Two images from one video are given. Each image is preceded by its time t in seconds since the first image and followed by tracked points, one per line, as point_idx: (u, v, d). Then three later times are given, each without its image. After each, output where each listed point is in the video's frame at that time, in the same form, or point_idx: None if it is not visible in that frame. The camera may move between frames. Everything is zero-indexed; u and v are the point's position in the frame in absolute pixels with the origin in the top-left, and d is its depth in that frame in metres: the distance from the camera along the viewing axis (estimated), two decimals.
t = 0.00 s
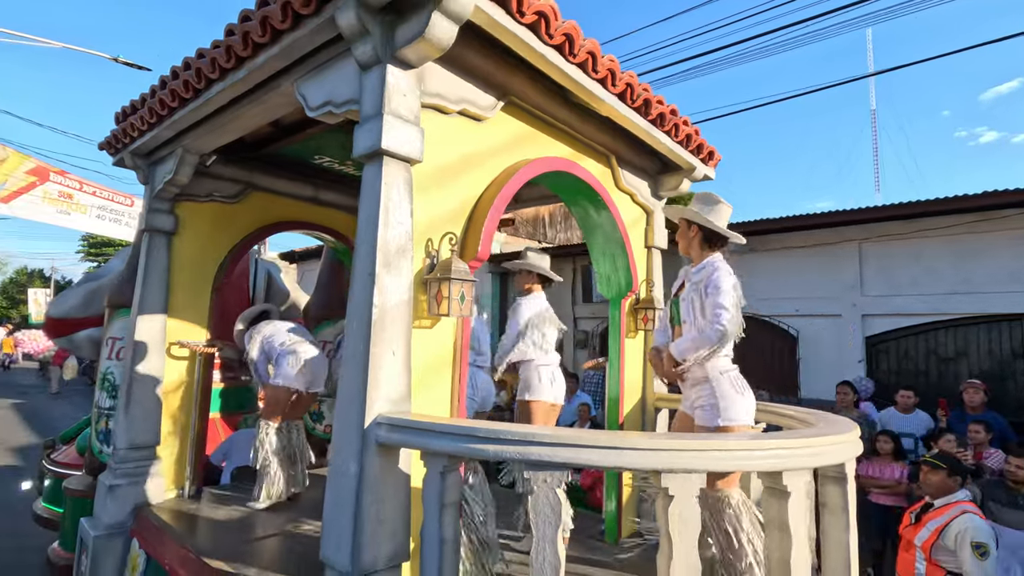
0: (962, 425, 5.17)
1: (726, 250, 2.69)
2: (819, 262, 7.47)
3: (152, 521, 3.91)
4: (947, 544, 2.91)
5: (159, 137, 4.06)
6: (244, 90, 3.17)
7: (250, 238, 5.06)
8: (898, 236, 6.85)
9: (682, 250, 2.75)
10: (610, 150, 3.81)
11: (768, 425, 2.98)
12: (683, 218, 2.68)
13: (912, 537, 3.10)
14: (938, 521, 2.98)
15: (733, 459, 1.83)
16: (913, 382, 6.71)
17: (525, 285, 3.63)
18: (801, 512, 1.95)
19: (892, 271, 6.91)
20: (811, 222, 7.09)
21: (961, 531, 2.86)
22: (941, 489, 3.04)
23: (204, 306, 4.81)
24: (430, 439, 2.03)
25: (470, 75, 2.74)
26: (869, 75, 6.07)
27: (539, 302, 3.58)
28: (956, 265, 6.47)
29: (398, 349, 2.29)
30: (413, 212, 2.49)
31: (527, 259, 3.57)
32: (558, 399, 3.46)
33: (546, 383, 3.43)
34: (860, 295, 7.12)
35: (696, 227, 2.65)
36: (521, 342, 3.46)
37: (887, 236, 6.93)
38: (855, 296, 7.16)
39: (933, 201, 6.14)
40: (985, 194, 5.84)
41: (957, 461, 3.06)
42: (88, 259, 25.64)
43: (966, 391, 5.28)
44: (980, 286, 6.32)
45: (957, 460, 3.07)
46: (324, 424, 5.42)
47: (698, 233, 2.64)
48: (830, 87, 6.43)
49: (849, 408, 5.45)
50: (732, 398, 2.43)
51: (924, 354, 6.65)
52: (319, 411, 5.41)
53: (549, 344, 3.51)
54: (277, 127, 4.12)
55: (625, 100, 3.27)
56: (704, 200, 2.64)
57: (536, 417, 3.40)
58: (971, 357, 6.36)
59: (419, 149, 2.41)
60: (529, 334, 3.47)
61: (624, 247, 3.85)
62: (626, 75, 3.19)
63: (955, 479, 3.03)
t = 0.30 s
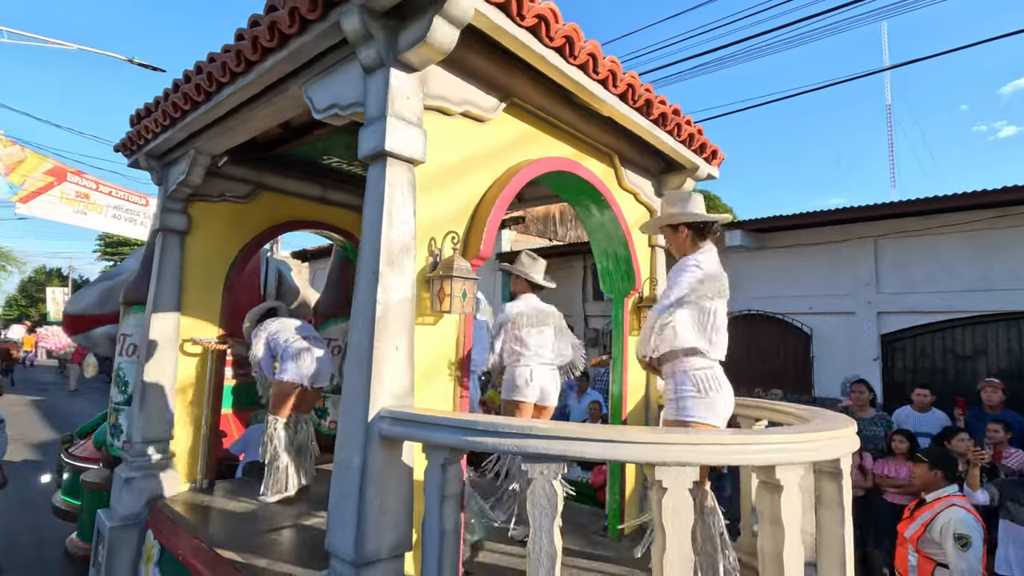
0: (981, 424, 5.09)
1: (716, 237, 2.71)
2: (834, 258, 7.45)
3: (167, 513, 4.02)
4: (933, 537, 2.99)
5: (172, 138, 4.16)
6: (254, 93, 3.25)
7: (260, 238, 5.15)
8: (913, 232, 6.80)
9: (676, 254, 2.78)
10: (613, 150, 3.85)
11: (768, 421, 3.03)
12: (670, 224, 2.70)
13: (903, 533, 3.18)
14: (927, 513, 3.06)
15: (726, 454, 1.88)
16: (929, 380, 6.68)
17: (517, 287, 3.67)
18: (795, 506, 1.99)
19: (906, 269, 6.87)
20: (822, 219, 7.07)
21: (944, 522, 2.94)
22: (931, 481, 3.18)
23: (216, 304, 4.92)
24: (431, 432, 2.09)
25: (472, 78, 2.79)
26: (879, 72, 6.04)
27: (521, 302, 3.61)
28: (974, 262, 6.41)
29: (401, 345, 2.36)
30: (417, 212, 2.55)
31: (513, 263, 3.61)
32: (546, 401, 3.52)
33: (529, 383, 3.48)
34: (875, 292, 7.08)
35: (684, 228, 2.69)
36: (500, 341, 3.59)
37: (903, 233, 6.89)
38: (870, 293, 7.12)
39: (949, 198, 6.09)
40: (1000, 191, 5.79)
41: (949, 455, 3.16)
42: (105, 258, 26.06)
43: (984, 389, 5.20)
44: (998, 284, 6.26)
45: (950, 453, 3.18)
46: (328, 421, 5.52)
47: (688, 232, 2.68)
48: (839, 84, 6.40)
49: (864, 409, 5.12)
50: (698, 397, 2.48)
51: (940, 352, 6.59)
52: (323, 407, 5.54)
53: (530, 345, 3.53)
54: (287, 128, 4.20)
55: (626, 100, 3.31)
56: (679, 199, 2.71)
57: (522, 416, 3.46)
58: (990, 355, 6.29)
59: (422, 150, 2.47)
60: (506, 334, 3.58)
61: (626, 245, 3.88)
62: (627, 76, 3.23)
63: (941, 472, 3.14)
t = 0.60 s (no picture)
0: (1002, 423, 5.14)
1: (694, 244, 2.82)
2: (849, 255, 7.41)
3: (181, 504, 4.13)
4: (925, 531, 3.04)
5: (185, 140, 4.27)
6: (264, 95, 3.34)
7: (270, 238, 5.25)
8: (933, 229, 6.73)
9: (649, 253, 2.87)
10: (615, 149, 3.89)
11: (771, 417, 3.12)
12: (647, 222, 2.79)
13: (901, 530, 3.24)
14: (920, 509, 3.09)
15: (719, 446, 1.92)
16: (947, 378, 6.63)
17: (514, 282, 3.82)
18: (788, 498, 2.03)
19: (923, 266, 6.82)
20: (832, 217, 7.05)
21: (935, 517, 2.99)
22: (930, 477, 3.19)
23: (227, 302, 5.02)
24: (432, 424, 2.16)
25: (475, 79, 2.85)
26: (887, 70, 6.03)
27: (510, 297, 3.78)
28: (993, 259, 6.34)
29: (404, 340, 2.43)
30: (419, 210, 2.62)
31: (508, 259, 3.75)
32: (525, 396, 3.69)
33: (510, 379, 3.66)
34: (890, 290, 7.05)
35: (662, 229, 2.77)
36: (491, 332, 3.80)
37: (921, 229, 6.82)
38: (885, 291, 7.09)
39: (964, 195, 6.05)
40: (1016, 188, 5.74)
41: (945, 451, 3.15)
42: (120, 257, 26.48)
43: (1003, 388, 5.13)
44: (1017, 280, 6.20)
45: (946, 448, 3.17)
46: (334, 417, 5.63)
47: (665, 234, 2.76)
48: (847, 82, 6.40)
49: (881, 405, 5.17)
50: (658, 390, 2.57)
51: (959, 350, 6.54)
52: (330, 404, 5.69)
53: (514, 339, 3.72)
54: (298, 129, 4.29)
55: (627, 100, 3.35)
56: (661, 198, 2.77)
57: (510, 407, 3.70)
58: (1010, 352, 6.23)
59: (424, 150, 2.54)
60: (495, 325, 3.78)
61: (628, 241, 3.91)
62: (628, 76, 3.27)
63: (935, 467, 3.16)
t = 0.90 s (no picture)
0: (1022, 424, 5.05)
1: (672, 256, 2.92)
2: (863, 252, 7.35)
3: (191, 500, 4.21)
4: (915, 531, 2.98)
5: (193, 141, 4.34)
6: (267, 97, 3.39)
7: (277, 237, 5.32)
8: (953, 225, 6.64)
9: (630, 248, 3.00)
10: (617, 146, 3.89)
11: (772, 414, 3.12)
12: (632, 222, 2.90)
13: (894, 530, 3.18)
14: (912, 509, 3.04)
15: (712, 444, 1.93)
16: (966, 377, 6.54)
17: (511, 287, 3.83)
18: (780, 495, 2.04)
19: (941, 263, 6.74)
20: (842, 211, 6.99)
21: (923, 517, 2.93)
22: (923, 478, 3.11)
23: (236, 300, 5.10)
24: (429, 422, 2.19)
25: (472, 79, 2.87)
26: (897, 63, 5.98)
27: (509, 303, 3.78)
28: (1012, 256, 6.25)
29: (402, 338, 2.46)
30: (417, 211, 2.64)
31: (505, 264, 3.76)
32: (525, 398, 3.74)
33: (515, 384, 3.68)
34: (907, 288, 6.98)
35: (644, 232, 2.88)
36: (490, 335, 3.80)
37: (940, 226, 6.74)
38: (902, 289, 7.03)
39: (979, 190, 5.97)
40: None
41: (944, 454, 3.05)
42: (136, 256, 26.89)
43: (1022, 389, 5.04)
44: None
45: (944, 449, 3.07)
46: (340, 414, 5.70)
47: (646, 237, 2.87)
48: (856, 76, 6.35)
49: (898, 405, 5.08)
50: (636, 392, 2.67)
51: (978, 349, 6.45)
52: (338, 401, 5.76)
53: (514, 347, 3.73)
54: (303, 129, 4.33)
55: (627, 98, 3.35)
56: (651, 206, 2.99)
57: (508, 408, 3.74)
58: None
59: (421, 151, 2.56)
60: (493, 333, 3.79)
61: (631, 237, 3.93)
62: (627, 74, 3.27)
63: (929, 467, 3.08)
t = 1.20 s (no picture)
0: None
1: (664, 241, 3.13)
2: (876, 250, 7.33)
3: (206, 492, 4.32)
4: (904, 528, 2.99)
5: (207, 143, 4.44)
6: (279, 100, 3.48)
7: (288, 237, 5.43)
8: (971, 223, 6.57)
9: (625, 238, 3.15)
10: (621, 147, 3.94)
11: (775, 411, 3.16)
12: (630, 212, 3.05)
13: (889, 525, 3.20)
14: (905, 507, 3.04)
15: (709, 437, 1.98)
16: (984, 376, 6.47)
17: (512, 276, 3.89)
18: (777, 488, 2.08)
19: (958, 260, 6.68)
20: (852, 209, 6.97)
21: (913, 514, 2.93)
22: (919, 475, 3.11)
23: (249, 298, 5.21)
24: (434, 414, 2.26)
25: (478, 81, 2.93)
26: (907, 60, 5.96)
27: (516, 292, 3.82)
28: None
29: (409, 334, 2.53)
30: (424, 210, 2.72)
31: (503, 255, 3.84)
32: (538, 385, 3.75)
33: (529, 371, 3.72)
34: (924, 286, 6.92)
35: (640, 221, 3.06)
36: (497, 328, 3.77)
37: (957, 222, 6.68)
38: (918, 287, 6.98)
39: (994, 187, 5.92)
40: None
41: (942, 452, 3.03)
42: (151, 256, 27.32)
43: None
44: None
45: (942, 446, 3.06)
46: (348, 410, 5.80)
47: (643, 226, 3.05)
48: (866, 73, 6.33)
49: (914, 406, 5.06)
50: (625, 374, 2.82)
51: (996, 347, 6.39)
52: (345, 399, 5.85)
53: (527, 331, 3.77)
54: (316, 131, 4.42)
55: (631, 99, 3.41)
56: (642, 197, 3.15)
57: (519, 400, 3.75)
58: None
59: (428, 152, 2.63)
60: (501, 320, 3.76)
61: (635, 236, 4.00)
62: (631, 75, 3.33)
63: (927, 467, 3.06)
